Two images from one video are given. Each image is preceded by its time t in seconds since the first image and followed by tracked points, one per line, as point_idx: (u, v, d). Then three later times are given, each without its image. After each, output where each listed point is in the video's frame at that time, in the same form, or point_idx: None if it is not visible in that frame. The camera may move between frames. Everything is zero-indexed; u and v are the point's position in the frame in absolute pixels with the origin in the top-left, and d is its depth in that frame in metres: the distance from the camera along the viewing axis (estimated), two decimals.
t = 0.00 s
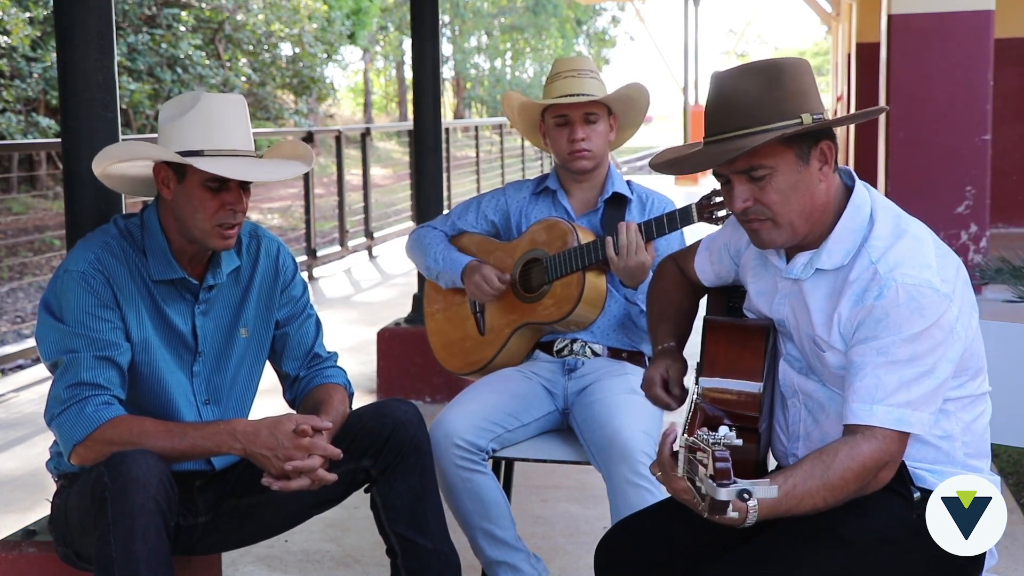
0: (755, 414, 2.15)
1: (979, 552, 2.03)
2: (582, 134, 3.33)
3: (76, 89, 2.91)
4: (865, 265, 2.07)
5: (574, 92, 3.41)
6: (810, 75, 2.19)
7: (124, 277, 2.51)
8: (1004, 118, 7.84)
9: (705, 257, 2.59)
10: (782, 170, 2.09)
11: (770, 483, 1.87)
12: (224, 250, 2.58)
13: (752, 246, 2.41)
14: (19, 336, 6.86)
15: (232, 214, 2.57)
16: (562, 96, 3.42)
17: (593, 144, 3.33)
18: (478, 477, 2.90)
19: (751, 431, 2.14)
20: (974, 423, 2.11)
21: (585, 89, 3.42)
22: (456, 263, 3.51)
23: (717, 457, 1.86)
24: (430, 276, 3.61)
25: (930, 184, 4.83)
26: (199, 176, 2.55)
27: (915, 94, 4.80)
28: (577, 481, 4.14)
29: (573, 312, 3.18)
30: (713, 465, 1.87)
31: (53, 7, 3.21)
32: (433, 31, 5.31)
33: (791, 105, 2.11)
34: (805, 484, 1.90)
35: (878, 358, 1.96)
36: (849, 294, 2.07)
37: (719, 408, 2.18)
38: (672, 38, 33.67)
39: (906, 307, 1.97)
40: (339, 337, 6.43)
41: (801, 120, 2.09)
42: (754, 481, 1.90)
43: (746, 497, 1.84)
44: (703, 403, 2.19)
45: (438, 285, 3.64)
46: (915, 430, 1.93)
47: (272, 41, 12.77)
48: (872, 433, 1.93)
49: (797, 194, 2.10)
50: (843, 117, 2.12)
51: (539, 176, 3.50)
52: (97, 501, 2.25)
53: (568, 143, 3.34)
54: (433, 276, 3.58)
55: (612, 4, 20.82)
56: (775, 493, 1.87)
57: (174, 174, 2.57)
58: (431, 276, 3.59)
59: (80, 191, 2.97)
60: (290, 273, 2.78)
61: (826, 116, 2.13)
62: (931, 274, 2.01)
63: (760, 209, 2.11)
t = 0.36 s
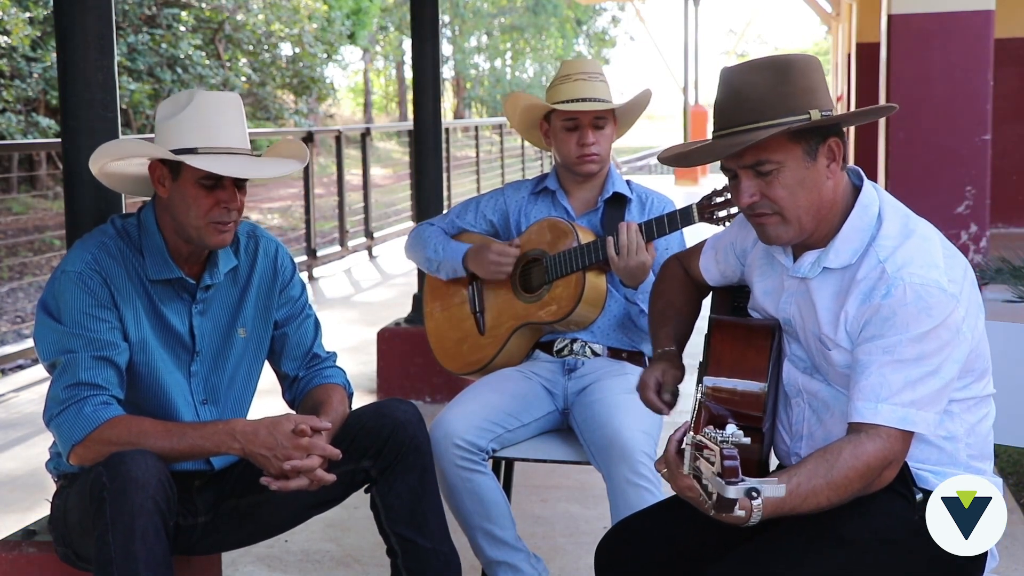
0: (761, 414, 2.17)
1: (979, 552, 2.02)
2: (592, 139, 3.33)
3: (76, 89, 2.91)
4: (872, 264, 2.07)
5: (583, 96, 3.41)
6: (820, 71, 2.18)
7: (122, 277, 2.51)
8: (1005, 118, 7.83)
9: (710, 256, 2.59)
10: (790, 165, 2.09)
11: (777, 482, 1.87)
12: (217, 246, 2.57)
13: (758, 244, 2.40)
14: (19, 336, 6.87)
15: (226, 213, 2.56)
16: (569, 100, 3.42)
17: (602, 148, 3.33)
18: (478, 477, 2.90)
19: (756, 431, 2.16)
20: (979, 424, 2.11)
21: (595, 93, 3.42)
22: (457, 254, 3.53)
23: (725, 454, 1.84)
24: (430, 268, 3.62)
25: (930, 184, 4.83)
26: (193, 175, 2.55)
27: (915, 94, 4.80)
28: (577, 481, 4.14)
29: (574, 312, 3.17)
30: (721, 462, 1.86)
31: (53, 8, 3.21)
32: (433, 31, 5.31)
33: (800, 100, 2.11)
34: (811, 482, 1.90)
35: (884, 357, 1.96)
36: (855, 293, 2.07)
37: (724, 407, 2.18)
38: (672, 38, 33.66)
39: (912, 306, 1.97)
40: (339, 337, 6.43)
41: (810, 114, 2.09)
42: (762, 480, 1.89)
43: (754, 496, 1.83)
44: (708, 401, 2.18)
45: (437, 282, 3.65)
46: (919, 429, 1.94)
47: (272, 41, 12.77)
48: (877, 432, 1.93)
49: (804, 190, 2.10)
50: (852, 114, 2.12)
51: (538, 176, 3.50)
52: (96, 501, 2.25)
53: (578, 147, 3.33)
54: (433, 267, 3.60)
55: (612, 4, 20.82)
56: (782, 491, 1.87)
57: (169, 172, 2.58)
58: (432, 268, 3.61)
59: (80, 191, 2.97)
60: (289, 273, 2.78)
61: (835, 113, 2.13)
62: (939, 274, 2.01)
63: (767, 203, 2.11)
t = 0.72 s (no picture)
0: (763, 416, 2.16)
1: (979, 552, 2.02)
2: (593, 139, 3.33)
3: (76, 89, 2.92)
4: (877, 266, 2.07)
5: (584, 96, 3.41)
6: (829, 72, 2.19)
7: (124, 277, 2.51)
8: (1004, 118, 7.83)
9: (712, 256, 2.59)
10: (797, 165, 2.09)
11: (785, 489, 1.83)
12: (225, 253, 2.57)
13: (761, 245, 2.40)
14: (19, 335, 6.87)
15: (237, 216, 2.57)
16: (570, 100, 3.42)
17: (603, 149, 3.33)
18: (478, 477, 2.90)
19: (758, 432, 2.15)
20: (981, 427, 2.11)
21: (596, 94, 3.42)
22: (458, 265, 3.50)
23: (733, 460, 1.82)
24: (430, 277, 3.60)
25: (929, 184, 4.83)
26: (206, 177, 2.55)
27: (915, 94, 4.80)
28: (577, 481, 4.15)
29: (574, 312, 3.17)
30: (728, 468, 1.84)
31: (53, 9, 3.21)
32: (433, 31, 5.31)
33: (808, 100, 2.11)
34: (813, 487, 1.90)
35: (888, 359, 1.96)
36: (861, 294, 2.07)
37: (729, 408, 2.18)
38: (672, 38, 33.65)
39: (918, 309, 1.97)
40: (339, 337, 6.43)
41: (818, 115, 2.09)
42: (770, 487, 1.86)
43: (761, 503, 1.80)
44: (711, 402, 2.19)
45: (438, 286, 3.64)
46: (922, 432, 1.94)
47: (272, 41, 12.76)
48: (879, 434, 1.93)
49: (811, 190, 2.10)
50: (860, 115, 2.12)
51: (539, 176, 3.50)
52: (97, 501, 2.25)
53: (579, 148, 3.33)
54: (433, 278, 3.58)
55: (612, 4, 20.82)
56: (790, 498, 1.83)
57: (179, 174, 2.56)
58: (432, 277, 3.59)
59: (80, 192, 2.97)
60: (290, 273, 2.78)
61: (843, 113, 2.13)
62: (944, 277, 2.01)
63: (773, 203, 2.11)
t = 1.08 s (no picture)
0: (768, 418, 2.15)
1: (980, 552, 2.03)
2: (592, 140, 3.33)
3: (76, 89, 2.91)
4: (882, 269, 2.07)
5: (582, 97, 3.41)
6: (848, 72, 2.19)
7: (123, 277, 2.51)
8: (1005, 117, 7.83)
9: (715, 254, 2.59)
10: (807, 162, 2.09)
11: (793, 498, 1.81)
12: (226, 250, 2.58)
13: (767, 243, 2.40)
14: (19, 335, 6.87)
15: (240, 219, 2.56)
16: (569, 101, 3.42)
17: (602, 149, 3.33)
18: (478, 477, 2.90)
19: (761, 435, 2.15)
20: (985, 428, 2.11)
21: (592, 93, 3.42)
22: (457, 263, 3.51)
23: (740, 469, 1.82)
24: (430, 276, 3.60)
25: (929, 183, 4.83)
26: (210, 182, 2.53)
27: (914, 94, 4.80)
28: (577, 481, 4.14)
29: (574, 312, 3.17)
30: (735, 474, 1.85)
31: (53, 9, 3.21)
32: (433, 31, 5.31)
33: (823, 98, 2.11)
34: (820, 489, 1.90)
35: (893, 363, 1.96)
36: (866, 298, 2.07)
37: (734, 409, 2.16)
38: (672, 38, 33.64)
39: (923, 313, 1.97)
40: (339, 337, 6.43)
41: (831, 115, 2.10)
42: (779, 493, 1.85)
43: (768, 511, 1.78)
44: (717, 403, 2.17)
45: (438, 285, 3.64)
46: (929, 436, 1.94)
47: (272, 41, 12.76)
48: (887, 438, 1.93)
49: (819, 189, 2.10)
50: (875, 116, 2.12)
51: (538, 176, 3.50)
52: (97, 501, 2.25)
53: (578, 148, 3.33)
54: (433, 276, 3.58)
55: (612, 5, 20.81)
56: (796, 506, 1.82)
57: (181, 176, 2.55)
58: (432, 276, 3.59)
59: (80, 192, 2.97)
60: (289, 273, 2.78)
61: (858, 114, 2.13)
62: (949, 280, 2.01)
63: (779, 199, 2.12)
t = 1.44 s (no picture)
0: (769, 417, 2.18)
1: (980, 551, 2.03)
2: (591, 139, 3.33)
3: (76, 89, 2.91)
4: (891, 271, 2.06)
5: (580, 96, 3.40)
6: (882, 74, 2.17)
7: (123, 277, 2.51)
8: (1005, 118, 7.82)
9: (720, 252, 2.59)
10: (817, 155, 2.11)
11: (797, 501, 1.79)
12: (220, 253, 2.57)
13: (770, 241, 2.40)
14: (19, 336, 6.87)
15: (231, 220, 2.55)
16: (567, 101, 3.41)
17: (601, 149, 3.33)
18: (478, 477, 2.89)
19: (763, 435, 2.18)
20: (988, 431, 2.10)
21: (591, 93, 3.40)
22: (457, 260, 3.52)
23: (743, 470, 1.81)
24: (430, 273, 3.61)
25: (929, 183, 4.84)
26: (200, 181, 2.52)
27: (914, 94, 4.79)
28: (577, 481, 4.14)
29: (573, 312, 3.17)
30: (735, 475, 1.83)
31: (53, 9, 3.21)
32: (433, 30, 5.31)
33: (846, 94, 2.12)
34: (830, 477, 1.90)
35: (904, 366, 1.96)
36: (874, 300, 2.06)
37: (736, 409, 2.20)
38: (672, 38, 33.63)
39: (933, 315, 1.97)
40: (339, 337, 6.43)
41: (850, 114, 2.10)
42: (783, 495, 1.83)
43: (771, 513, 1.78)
44: (719, 403, 2.22)
45: (438, 284, 3.64)
46: (941, 439, 1.94)
47: (272, 41, 12.76)
48: (899, 438, 1.93)
49: (824, 184, 2.11)
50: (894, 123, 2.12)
51: (538, 176, 3.50)
52: (96, 502, 2.25)
53: (576, 148, 3.33)
54: (434, 272, 3.59)
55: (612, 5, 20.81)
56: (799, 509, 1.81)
57: (174, 176, 2.55)
58: (432, 273, 3.60)
59: (80, 192, 2.97)
60: (289, 272, 2.78)
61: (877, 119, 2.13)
62: (958, 283, 2.01)
63: (783, 186, 2.14)
